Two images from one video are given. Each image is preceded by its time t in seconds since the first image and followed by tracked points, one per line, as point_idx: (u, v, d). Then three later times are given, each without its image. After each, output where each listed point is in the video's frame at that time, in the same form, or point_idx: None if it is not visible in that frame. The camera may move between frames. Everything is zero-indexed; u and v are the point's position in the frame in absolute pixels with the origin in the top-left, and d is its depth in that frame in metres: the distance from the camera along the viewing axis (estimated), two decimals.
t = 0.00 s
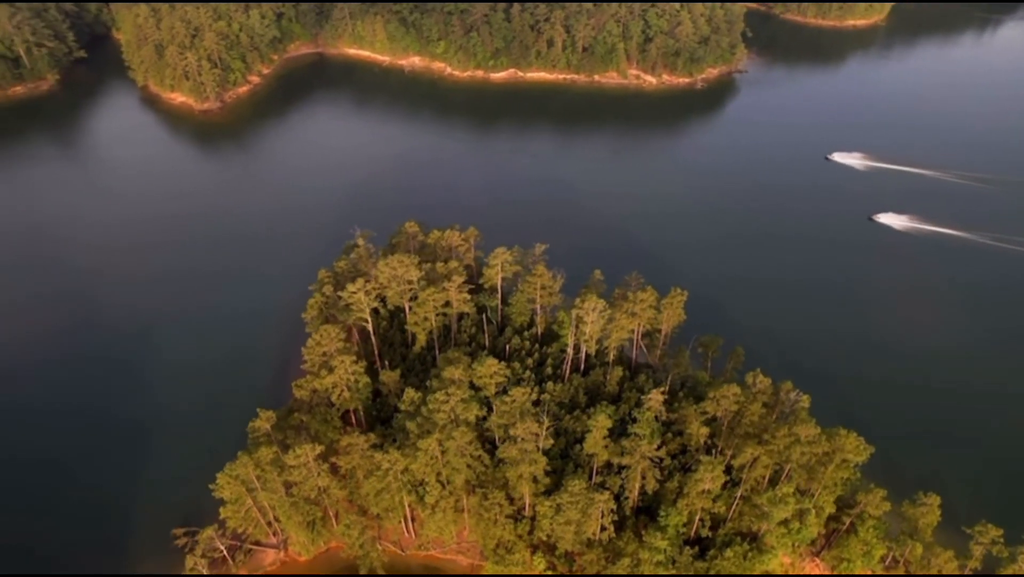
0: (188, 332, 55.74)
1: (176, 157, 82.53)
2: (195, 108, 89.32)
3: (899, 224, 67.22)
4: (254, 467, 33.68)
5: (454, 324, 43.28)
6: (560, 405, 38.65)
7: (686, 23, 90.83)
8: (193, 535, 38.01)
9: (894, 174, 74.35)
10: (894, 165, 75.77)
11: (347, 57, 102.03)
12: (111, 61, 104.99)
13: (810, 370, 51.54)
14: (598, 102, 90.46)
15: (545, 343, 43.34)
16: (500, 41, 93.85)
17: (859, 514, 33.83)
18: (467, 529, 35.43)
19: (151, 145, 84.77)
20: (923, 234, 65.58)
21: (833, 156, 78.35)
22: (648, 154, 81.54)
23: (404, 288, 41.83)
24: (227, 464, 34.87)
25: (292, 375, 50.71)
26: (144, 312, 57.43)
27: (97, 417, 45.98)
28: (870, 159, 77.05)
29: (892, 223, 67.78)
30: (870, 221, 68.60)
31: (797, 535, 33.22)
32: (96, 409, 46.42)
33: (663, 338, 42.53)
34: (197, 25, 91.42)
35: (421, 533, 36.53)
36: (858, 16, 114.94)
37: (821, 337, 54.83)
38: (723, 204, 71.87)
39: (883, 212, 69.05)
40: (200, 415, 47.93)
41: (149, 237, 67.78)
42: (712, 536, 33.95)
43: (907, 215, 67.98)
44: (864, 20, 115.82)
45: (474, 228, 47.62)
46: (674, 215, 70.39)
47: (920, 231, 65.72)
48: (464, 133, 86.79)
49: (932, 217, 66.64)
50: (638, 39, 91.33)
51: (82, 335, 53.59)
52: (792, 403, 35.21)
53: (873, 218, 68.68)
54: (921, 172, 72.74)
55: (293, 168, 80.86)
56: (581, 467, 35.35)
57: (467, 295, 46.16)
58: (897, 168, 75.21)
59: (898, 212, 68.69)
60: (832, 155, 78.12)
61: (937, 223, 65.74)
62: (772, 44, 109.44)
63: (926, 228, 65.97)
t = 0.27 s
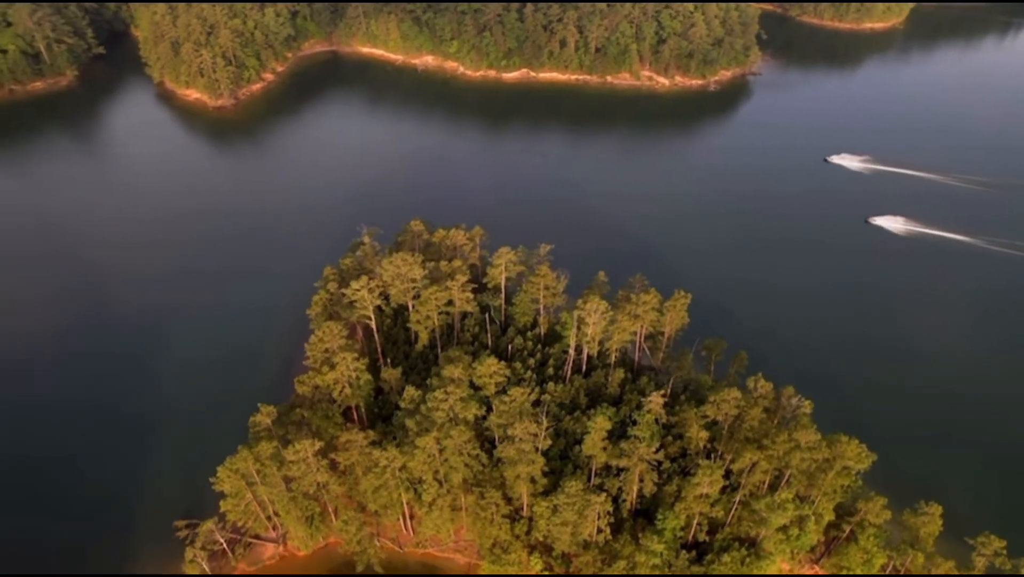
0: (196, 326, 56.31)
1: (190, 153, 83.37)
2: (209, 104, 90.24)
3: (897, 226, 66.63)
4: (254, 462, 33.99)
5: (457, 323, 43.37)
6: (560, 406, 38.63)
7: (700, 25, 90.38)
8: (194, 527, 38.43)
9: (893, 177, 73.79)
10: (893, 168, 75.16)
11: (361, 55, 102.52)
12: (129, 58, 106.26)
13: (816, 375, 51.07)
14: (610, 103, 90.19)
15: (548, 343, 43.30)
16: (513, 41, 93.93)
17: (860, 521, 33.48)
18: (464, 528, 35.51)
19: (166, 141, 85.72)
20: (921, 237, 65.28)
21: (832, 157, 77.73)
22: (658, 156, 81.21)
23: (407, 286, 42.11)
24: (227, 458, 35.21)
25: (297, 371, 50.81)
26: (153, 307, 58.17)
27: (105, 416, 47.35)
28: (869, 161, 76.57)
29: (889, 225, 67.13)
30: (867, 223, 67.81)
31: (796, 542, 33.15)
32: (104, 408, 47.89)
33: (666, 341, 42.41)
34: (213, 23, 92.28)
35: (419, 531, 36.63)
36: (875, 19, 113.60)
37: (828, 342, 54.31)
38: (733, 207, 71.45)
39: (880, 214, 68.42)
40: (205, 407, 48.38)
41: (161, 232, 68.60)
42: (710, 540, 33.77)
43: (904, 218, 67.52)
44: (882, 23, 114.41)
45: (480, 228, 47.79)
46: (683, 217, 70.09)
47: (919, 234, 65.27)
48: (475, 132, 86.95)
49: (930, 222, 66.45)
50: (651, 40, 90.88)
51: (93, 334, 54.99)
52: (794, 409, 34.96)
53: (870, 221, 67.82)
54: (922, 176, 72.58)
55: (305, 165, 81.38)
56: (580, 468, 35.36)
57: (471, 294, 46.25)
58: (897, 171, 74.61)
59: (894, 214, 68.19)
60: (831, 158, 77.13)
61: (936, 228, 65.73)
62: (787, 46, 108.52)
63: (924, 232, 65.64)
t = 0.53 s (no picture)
0: (204, 321, 56.88)
1: (203, 150, 84.20)
2: (223, 101, 91.06)
3: (893, 228, 66.04)
4: (254, 456, 34.29)
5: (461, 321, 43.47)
6: (561, 407, 38.62)
7: (714, 27, 89.90)
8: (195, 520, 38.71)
9: (892, 178, 73.21)
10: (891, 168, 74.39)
11: (374, 54, 102.97)
12: (146, 54, 107.48)
13: (822, 380, 50.59)
14: (622, 105, 89.90)
15: (551, 343, 43.25)
16: (525, 41, 93.92)
17: (860, 529, 33.11)
18: (462, 527, 35.61)
19: (180, 137, 86.65)
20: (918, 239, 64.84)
21: (831, 158, 77.00)
22: (669, 158, 80.88)
23: (411, 284, 42.28)
24: (228, 452, 35.52)
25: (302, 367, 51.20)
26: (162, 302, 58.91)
27: (112, 409, 48.16)
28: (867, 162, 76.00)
29: (886, 228, 66.49)
30: (863, 224, 67.07)
31: (794, 548, 32.82)
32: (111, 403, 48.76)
33: (669, 343, 42.27)
34: (229, 20, 92.96)
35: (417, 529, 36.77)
36: (893, 22, 112.20)
37: (836, 347, 53.76)
38: (743, 209, 70.95)
39: (876, 216, 67.80)
40: (210, 402, 48.87)
41: (173, 227, 69.39)
42: (707, 545, 33.58)
43: (901, 220, 66.99)
44: (900, 26, 112.94)
45: (486, 227, 47.89)
46: (692, 219, 69.71)
47: (917, 236, 64.74)
48: (486, 132, 87.06)
49: (936, 226, 65.79)
50: (665, 42, 90.40)
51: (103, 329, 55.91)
52: (795, 414, 34.72)
53: (867, 223, 67.01)
54: (920, 177, 72.29)
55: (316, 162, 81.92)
56: (578, 470, 35.35)
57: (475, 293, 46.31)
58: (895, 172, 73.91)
59: (889, 216, 67.67)
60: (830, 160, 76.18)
61: (933, 230, 65.43)
62: (802, 49, 107.57)
63: (921, 234, 65.18)
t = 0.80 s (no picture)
0: (212, 316, 57.48)
1: (217, 146, 84.99)
2: (237, 98, 91.85)
3: (888, 231, 65.89)
4: (254, 451, 34.57)
5: (463, 321, 43.57)
6: (561, 408, 38.60)
7: (727, 28, 89.37)
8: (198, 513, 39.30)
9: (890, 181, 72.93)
10: (889, 172, 74.28)
11: (388, 53, 103.39)
12: (164, 51, 108.58)
13: (828, 385, 50.14)
14: (633, 106, 89.59)
15: (554, 344, 43.19)
16: (538, 41, 93.90)
17: (860, 537, 32.75)
18: (459, 526, 35.71)
19: (195, 134, 87.55)
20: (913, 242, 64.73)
21: (830, 161, 76.69)
22: (680, 160, 80.48)
23: (414, 283, 42.43)
24: (229, 446, 35.83)
25: (307, 363, 51.58)
26: (172, 297, 59.67)
27: (120, 403, 48.91)
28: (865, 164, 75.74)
29: (880, 231, 66.31)
30: (858, 228, 66.88)
31: (792, 555, 32.52)
32: (120, 396, 49.58)
33: (672, 346, 42.13)
34: (244, 18, 93.88)
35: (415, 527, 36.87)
36: (911, 25, 110.63)
37: (844, 353, 53.23)
38: (754, 212, 70.44)
39: (871, 219, 67.60)
40: (215, 396, 49.38)
41: (184, 223, 70.14)
42: (705, 550, 33.37)
43: (896, 223, 66.80)
44: (918, 29, 111.13)
45: (491, 227, 47.98)
46: (701, 222, 69.32)
47: (912, 239, 64.59)
48: (497, 132, 87.12)
49: (949, 232, 64.99)
50: (678, 43, 89.95)
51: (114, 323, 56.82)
52: (796, 420, 34.48)
53: (861, 226, 66.93)
54: (917, 181, 72.19)
55: (327, 160, 82.43)
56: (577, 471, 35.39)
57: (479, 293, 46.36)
58: (893, 176, 73.74)
59: (885, 219, 67.47)
60: (828, 162, 76.02)
61: (928, 233, 65.26)
62: (818, 52, 106.57)
63: (917, 237, 65.03)
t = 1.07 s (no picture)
0: (221, 311, 57.99)
1: (230, 143, 85.74)
2: (251, 95, 92.55)
3: (884, 233, 65.46)
4: (254, 445, 34.82)
5: (466, 320, 43.65)
6: (561, 409, 38.56)
7: (741, 30, 88.76)
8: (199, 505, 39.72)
9: (889, 182, 72.46)
10: (887, 172, 73.79)
11: (401, 51, 103.76)
12: (180, 47, 109.54)
13: (834, 391, 49.64)
14: (645, 107, 89.21)
15: (556, 345, 43.09)
16: (551, 41, 93.82)
17: (859, 545, 32.40)
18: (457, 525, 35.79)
19: (209, 130, 88.40)
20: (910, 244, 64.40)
21: (829, 162, 76.11)
22: (691, 162, 80.03)
23: (418, 281, 42.54)
24: (230, 440, 36.11)
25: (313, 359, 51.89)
26: (182, 292, 60.35)
27: (127, 396, 49.40)
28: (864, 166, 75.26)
29: (877, 233, 65.88)
30: (854, 230, 66.37)
31: (791, 562, 32.23)
32: (127, 389, 50.11)
33: (675, 349, 41.96)
34: (259, 16, 94.66)
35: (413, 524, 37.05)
36: (930, 28, 109.17)
37: (853, 359, 52.61)
38: (765, 215, 69.83)
39: (867, 221, 67.16)
40: (221, 390, 49.70)
41: (196, 219, 70.87)
42: (702, 554, 33.17)
43: (892, 225, 66.37)
44: (936, 33, 109.58)
45: (497, 227, 48.00)
46: (712, 225, 68.85)
47: (910, 242, 64.25)
48: (508, 132, 87.09)
49: (963, 239, 64.16)
50: (691, 45, 89.49)
51: (124, 316, 57.45)
52: (797, 425, 34.20)
53: (858, 229, 66.37)
54: (915, 182, 71.98)
55: (339, 158, 82.87)
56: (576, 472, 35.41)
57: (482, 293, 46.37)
58: (891, 177, 73.31)
59: (880, 221, 67.06)
60: (827, 162, 75.27)
61: (925, 235, 64.97)
62: (834, 55, 105.56)
63: (913, 239, 64.73)
